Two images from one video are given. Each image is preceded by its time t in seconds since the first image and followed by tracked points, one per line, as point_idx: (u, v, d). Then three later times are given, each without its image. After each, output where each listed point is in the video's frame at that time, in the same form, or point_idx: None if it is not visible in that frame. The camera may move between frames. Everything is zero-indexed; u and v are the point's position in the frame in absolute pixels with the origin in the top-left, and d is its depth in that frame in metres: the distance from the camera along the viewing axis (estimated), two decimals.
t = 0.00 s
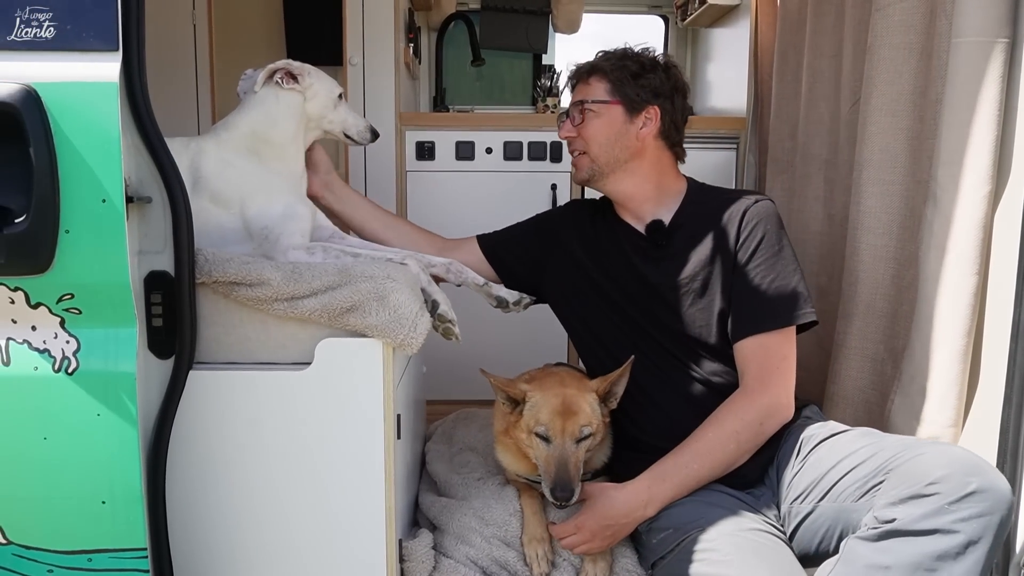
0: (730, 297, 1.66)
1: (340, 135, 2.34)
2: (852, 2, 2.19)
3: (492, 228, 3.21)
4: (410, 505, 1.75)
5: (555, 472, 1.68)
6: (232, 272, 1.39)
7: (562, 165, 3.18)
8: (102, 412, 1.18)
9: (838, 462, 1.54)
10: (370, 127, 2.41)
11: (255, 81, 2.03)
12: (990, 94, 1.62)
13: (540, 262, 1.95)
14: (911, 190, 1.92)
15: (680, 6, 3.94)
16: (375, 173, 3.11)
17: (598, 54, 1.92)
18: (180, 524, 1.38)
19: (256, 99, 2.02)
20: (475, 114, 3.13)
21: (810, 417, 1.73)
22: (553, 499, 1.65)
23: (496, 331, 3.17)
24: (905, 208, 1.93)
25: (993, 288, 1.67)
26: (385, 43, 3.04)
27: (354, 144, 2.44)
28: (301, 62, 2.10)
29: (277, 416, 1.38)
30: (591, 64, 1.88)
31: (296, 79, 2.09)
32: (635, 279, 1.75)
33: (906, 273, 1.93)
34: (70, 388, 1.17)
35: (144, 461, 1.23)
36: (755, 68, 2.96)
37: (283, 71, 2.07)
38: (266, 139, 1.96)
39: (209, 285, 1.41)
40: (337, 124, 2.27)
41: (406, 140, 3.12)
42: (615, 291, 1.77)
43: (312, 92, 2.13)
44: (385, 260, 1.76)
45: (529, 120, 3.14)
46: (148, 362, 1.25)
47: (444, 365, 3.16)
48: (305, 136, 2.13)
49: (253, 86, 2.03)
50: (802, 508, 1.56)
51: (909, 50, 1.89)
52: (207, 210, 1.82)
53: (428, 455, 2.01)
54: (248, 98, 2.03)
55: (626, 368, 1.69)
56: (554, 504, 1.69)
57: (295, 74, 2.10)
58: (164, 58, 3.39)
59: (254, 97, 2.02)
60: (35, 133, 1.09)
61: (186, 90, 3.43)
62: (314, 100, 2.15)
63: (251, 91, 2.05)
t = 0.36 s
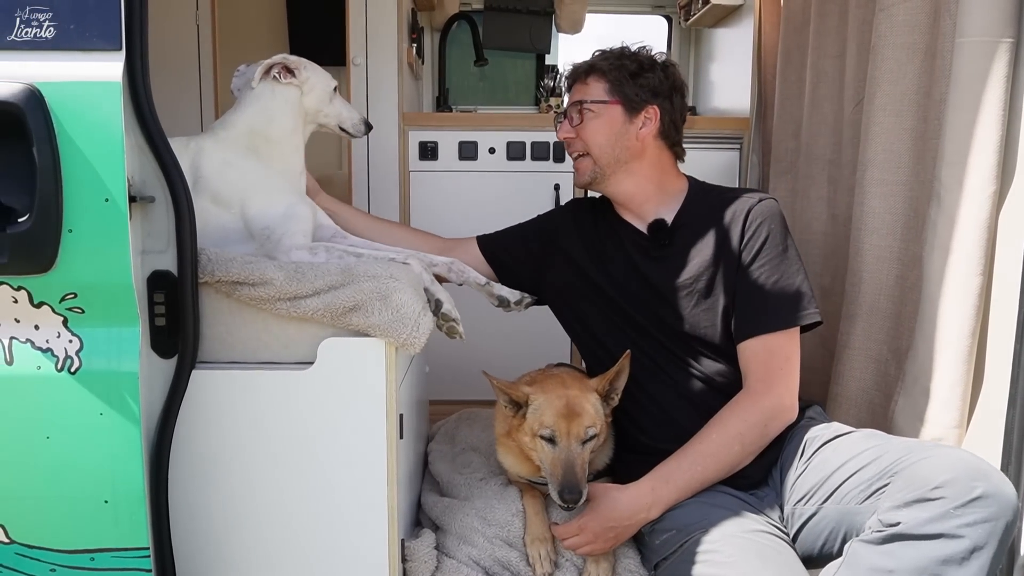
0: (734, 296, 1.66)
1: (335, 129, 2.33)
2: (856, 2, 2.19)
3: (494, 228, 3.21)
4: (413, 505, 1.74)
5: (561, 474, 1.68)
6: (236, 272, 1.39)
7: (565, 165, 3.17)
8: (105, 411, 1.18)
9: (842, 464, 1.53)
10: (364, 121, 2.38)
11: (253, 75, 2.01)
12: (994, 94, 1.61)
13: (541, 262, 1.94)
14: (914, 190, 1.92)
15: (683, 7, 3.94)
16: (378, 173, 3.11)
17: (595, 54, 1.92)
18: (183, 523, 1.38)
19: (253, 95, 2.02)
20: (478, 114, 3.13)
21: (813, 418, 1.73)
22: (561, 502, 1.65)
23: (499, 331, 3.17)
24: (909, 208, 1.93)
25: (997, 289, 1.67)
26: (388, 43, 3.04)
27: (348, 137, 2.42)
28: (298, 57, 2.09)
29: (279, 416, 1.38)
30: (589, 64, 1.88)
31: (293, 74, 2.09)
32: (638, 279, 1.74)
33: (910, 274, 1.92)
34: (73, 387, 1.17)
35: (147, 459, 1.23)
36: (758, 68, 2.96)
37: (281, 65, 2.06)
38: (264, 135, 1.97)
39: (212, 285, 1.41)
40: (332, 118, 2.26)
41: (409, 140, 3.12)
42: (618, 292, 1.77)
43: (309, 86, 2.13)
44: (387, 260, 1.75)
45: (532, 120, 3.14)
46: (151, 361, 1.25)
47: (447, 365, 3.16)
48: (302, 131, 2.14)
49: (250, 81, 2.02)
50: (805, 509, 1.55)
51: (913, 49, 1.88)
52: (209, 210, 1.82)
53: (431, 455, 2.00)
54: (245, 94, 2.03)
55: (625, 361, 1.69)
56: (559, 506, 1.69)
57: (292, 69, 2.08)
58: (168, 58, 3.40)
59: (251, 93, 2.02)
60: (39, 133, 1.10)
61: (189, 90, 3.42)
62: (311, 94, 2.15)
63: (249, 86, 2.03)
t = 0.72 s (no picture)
0: (737, 298, 1.66)
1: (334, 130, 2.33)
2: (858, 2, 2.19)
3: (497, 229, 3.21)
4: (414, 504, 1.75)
5: (565, 472, 1.68)
6: (237, 272, 1.39)
7: (567, 165, 3.17)
8: (107, 411, 1.18)
9: (845, 464, 1.53)
10: (361, 123, 2.38)
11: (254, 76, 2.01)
12: (996, 95, 1.61)
13: (544, 263, 1.95)
14: (915, 190, 1.92)
15: (686, 7, 3.94)
16: (380, 173, 3.12)
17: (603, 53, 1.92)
18: (185, 523, 1.38)
19: (254, 96, 2.02)
20: (480, 114, 3.13)
21: (815, 418, 1.72)
22: (565, 500, 1.64)
23: (501, 332, 3.17)
24: (911, 208, 1.93)
25: (999, 290, 1.67)
26: (391, 43, 3.05)
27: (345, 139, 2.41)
28: (299, 58, 2.09)
29: (279, 417, 1.38)
30: (597, 64, 1.88)
31: (294, 76, 2.09)
32: (641, 279, 1.74)
33: (912, 274, 1.92)
34: (75, 386, 1.17)
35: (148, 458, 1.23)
36: (761, 69, 2.96)
37: (282, 66, 2.05)
38: (266, 136, 1.98)
39: (215, 285, 1.41)
40: (331, 119, 2.27)
41: (411, 140, 3.13)
42: (620, 292, 1.77)
43: (309, 87, 2.13)
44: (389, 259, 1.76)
45: (534, 121, 3.14)
46: (153, 360, 1.25)
47: (449, 365, 3.16)
48: (302, 131, 2.14)
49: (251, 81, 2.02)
50: (807, 510, 1.55)
51: (915, 50, 1.88)
52: (211, 210, 1.82)
53: (432, 455, 2.01)
54: (246, 95, 2.03)
55: (625, 363, 1.70)
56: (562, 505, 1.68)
57: (293, 70, 2.08)
58: (170, 58, 3.41)
59: (253, 94, 2.02)
60: (41, 132, 1.10)
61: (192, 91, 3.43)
62: (311, 95, 2.15)
63: (250, 87, 2.04)
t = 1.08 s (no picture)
0: (738, 298, 1.67)
1: (334, 130, 2.34)
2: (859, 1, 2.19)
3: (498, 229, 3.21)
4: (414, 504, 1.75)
5: (568, 472, 1.68)
6: (237, 272, 1.39)
7: (568, 166, 3.17)
8: (107, 410, 1.19)
9: (854, 454, 1.54)
10: (363, 121, 2.38)
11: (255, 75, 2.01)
12: (996, 95, 1.61)
13: (544, 263, 1.95)
14: (916, 190, 1.92)
15: (687, 7, 3.93)
16: (381, 173, 3.12)
17: (615, 53, 1.89)
18: (185, 523, 1.39)
19: (254, 95, 2.02)
20: (481, 114, 3.13)
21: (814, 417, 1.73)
22: (568, 499, 1.64)
23: (502, 332, 3.17)
24: (912, 208, 1.93)
25: (1000, 290, 1.67)
26: (392, 43, 3.05)
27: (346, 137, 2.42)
28: (299, 57, 2.09)
29: (278, 417, 1.38)
30: (612, 64, 1.85)
31: (295, 74, 2.09)
32: (643, 280, 1.75)
33: (913, 274, 1.92)
34: (75, 386, 1.18)
35: (149, 458, 1.24)
36: (762, 69, 2.96)
37: (283, 65, 2.06)
38: (266, 135, 1.98)
39: (215, 285, 1.41)
40: (331, 118, 2.27)
41: (412, 140, 3.13)
42: (621, 292, 1.77)
43: (310, 86, 2.13)
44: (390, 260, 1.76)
45: (536, 121, 3.14)
46: (154, 360, 1.26)
47: (450, 366, 3.16)
48: (303, 130, 2.14)
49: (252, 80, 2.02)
50: (813, 501, 1.55)
51: (916, 50, 1.88)
52: (212, 210, 1.82)
53: (432, 455, 2.01)
54: (248, 94, 2.03)
55: (622, 357, 1.70)
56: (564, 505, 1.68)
57: (294, 69, 2.09)
58: (172, 58, 3.42)
59: (254, 93, 2.02)
60: (42, 132, 1.10)
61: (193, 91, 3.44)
62: (312, 94, 2.15)
63: (251, 86, 2.04)
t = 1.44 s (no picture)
0: (743, 300, 1.67)
1: (336, 123, 2.34)
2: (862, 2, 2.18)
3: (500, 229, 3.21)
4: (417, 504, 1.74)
5: (570, 471, 1.68)
6: (240, 272, 1.39)
7: (570, 166, 3.17)
8: (110, 410, 1.18)
9: (877, 429, 1.55)
10: (364, 115, 2.38)
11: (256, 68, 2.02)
12: (1000, 96, 1.61)
13: (547, 264, 1.95)
14: (920, 191, 1.91)
15: (689, 8, 3.93)
16: (383, 174, 3.12)
17: (622, 57, 1.88)
18: (187, 523, 1.38)
19: (255, 88, 2.03)
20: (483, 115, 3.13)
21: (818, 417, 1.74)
22: (571, 499, 1.64)
23: (504, 332, 3.17)
24: (915, 208, 1.92)
25: (1004, 290, 1.66)
26: (394, 44, 3.05)
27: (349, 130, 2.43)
28: (299, 50, 2.09)
29: (278, 416, 1.38)
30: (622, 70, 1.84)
31: (296, 68, 2.09)
32: (646, 280, 1.75)
33: (916, 275, 1.92)
34: (78, 386, 1.18)
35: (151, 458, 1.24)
36: (765, 69, 2.96)
37: (283, 59, 2.06)
38: (267, 131, 1.98)
39: (219, 285, 1.41)
40: (333, 111, 2.27)
41: (414, 141, 3.13)
42: (624, 293, 1.77)
43: (311, 80, 2.13)
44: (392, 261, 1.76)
45: (538, 122, 3.14)
46: (157, 360, 1.26)
47: (452, 366, 3.16)
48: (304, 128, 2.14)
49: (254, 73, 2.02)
50: (831, 484, 1.56)
51: (919, 50, 1.88)
52: (213, 211, 1.82)
53: (435, 455, 2.00)
54: (248, 88, 2.03)
55: (623, 359, 1.70)
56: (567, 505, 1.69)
57: (295, 62, 2.09)
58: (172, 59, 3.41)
59: (254, 88, 2.02)
60: (45, 131, 1.10)
61: (194, 92, 3.44)
62: (314, 88, 2.16)
63: (251, 80, 2.04)
